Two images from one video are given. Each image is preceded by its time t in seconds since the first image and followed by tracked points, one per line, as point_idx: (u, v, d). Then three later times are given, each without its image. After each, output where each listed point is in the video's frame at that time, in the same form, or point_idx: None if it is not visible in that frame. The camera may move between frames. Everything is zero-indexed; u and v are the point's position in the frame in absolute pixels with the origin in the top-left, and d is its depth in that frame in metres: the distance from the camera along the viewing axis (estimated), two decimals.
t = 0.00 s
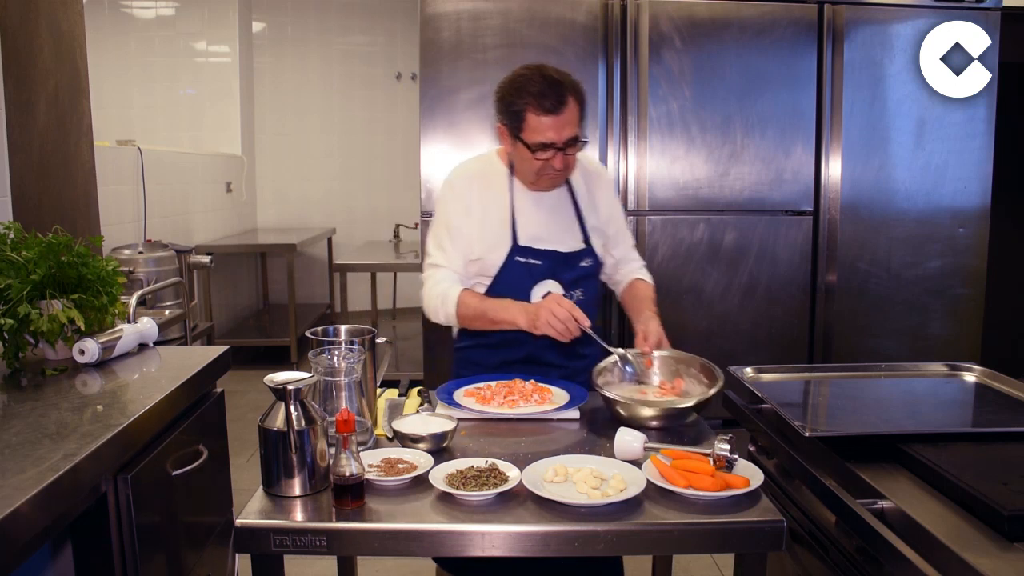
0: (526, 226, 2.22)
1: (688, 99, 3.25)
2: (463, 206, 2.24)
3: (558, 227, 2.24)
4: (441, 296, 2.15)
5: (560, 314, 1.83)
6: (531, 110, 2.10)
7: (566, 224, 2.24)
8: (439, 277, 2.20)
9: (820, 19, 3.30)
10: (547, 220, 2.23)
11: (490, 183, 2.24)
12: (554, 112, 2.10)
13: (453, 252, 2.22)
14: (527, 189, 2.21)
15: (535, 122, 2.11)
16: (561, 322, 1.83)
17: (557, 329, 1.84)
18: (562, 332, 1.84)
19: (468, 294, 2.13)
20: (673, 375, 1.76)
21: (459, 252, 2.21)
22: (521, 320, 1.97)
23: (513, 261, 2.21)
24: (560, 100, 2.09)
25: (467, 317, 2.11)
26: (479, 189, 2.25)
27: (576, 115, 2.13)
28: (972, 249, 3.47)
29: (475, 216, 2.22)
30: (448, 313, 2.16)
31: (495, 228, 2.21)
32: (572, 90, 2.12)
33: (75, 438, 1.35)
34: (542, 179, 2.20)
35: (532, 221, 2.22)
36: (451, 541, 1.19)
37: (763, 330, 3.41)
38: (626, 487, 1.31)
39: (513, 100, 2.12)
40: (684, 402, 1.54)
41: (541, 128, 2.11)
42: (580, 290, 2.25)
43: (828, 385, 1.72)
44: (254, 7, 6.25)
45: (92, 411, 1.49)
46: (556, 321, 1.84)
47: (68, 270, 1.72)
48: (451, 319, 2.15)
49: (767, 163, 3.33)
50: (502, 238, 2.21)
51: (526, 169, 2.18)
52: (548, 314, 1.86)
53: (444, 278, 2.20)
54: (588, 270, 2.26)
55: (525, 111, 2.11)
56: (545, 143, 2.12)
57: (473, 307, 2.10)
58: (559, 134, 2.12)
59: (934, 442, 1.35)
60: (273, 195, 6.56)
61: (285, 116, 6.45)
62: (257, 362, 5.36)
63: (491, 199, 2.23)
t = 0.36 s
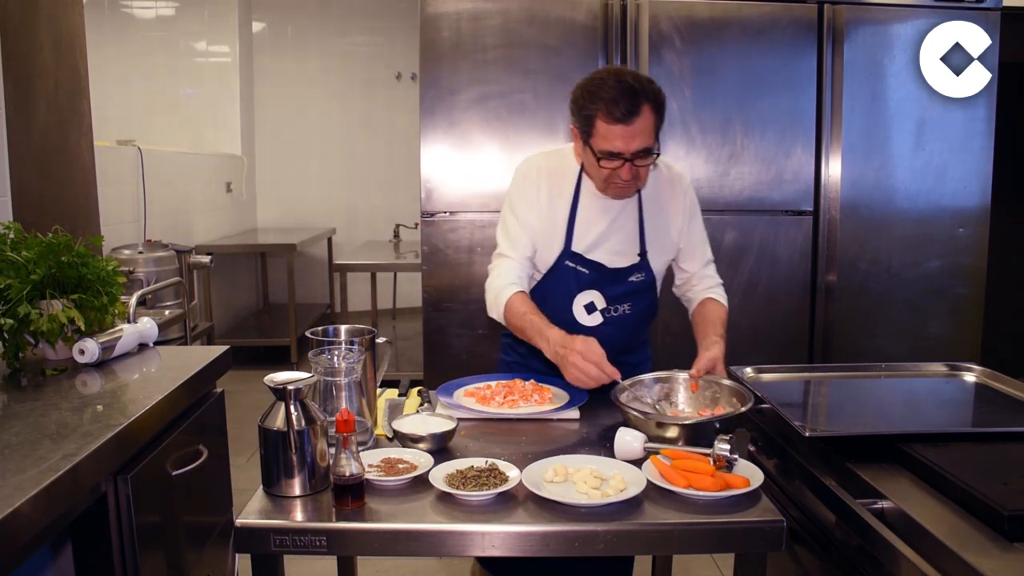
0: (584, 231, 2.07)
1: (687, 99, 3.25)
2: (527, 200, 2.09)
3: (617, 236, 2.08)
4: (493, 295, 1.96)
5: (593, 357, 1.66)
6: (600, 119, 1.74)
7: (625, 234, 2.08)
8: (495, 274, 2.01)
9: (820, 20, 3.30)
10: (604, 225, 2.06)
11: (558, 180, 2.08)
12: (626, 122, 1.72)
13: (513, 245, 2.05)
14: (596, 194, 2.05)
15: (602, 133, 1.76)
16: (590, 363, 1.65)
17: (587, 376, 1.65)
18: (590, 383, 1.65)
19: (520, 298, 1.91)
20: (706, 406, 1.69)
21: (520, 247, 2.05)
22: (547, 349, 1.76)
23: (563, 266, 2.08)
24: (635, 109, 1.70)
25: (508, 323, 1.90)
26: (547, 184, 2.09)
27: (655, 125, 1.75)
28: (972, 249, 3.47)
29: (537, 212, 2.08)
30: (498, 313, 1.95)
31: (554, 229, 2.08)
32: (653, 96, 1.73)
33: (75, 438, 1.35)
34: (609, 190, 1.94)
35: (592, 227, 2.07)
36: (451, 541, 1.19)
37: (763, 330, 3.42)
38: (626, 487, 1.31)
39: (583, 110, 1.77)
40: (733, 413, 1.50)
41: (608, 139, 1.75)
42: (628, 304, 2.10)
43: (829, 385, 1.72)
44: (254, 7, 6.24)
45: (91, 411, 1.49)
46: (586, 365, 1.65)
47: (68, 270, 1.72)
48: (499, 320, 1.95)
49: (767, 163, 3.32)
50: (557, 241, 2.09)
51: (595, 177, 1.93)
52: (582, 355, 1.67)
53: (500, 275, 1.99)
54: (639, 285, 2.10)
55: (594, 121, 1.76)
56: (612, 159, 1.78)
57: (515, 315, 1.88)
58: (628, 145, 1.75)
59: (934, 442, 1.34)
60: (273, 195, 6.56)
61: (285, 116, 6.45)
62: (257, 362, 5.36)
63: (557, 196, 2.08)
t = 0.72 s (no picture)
0: (608, 236, 2.07)
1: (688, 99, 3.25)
2: (557, 199, 2.06)
3: (642, 242, 2.09)
4: (524, 293, 1.88)
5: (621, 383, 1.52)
6: (616, 120, 1.74)
7: (650, 240, 2.09)
8: (526, 272, 1.94)
9: (820, 20, 3.30)
10: (629, 231, 2.06)
11: (587, 181, 2.08)
12: (642, 122, 1.71)
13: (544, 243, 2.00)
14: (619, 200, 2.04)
15: (618, 134, 1.75)
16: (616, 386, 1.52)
17: (610, 400, 1.52)
18: (612, 408, 1.52)
19: (549, 297, 1.83)
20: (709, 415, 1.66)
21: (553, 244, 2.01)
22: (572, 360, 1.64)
23: (585, 270, 2.09)
24: (650, 109, 1.70)
25: (535, 323, 1.81)
26: (576, 184, 2.08)
27: (672, 128, 1.73)
28: (972, 250, 3.47)
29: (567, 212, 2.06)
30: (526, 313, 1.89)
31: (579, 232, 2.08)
32: (672, 98, 1.72)
33: (75, 438, 1.34)
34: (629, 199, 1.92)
35: (615, 232, 2.06)
36: (451, 541, 1.19)
37: (763, 330, 3.42)
38: (626, 487, 1.31)
39: (602, 110, 1.78)
40: (744, 415, 1.48)
41: (624, 140, 1.74)
42: (649, 310, 2.13)
43: (829, 385, 1.72)
44: (254, 7, 6.24)
45: (91, 411, 1.49)
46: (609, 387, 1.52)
47: (68, 270, 1.72)
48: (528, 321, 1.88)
49: (767, 163, 3.32)
50: (580, 244, 2.10)
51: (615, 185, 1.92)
52: (609, 379, 1.53)
53: (533, 270, 1.92)
54: (661, 291, 2.12)
55: (610, 122, 1.76)
56: (628, 161, 1.76)
57: (543, 316, 1.78)
58: (643, 147, 1.73)
59: (934, 442, 1.34)
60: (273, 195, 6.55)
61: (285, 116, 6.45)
62: (257, 362, 5.36)
63: (583, 196, 2.07)
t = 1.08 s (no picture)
0: (624, 243, 2.05)
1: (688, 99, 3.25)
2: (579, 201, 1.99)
3: (655, 248, 2.08)
4: (568, 296, 1.73)
5: (699, 396, 1.41)
6: (630, 128, 1.74)
7: (662, 246, 2.09)
8: (565, 273, 1.80)
9: (820, 20, 3.30)
10: (643, 238, 2.05)
11: (604, 184, 2.04)
12: (655, 131, 1.70)
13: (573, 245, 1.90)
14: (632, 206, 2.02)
15: (631, 142, 1.75)
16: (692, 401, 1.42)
17: (684, 414, 1.42)
18: (684, 422, 1.43)
19: (599, 298, 1.69)
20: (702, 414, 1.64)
21: (583, 244, 1.90)
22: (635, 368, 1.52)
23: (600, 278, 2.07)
24: (665, 118, 1.69)
25: (585, 328, 1.68)
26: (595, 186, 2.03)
27: (686, 137, 1.73)
28: (972, 250, 3.47)
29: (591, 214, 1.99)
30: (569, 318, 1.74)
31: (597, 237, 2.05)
32: (686, 107, 1.71)
33: (75, 439, 1.34)
34: (640, 204, 1.94)
35: (629, 239, 2.05)
36: (451, 541, 1.19)
37: (763, 330, 3.42)
38: (626, 487, 1.31)
39: (615, 117, 1.78)
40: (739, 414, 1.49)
41: (637, 149, 1.75)
42: (660, 315, 2.15)
43: (829, 385, 1.72)
44: (254, 7, 6.24)
45: (91, 411, 1.49)
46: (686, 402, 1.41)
47: (68, 270, 1.72)
48: (572, 328, 1.72)
49: (767, 163, 3.32)
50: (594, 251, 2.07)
51: (626, 189, 1.94)
52: (687, 391, 1.41)
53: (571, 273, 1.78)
54: (673, 295, 2.14)
55: (623, 129, 1.76)
56: (641, 169, 1.77)
57: (594, 319, 1.65)
58: (656, 156, 1.74)
59: (934, 443, 1.34)
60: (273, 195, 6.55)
61: (285, 116, 6.45)
62: (257, 362, 5.36)
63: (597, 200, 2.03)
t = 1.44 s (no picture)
0: (626, 245, 2.05)
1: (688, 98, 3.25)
2: (579, 203, 2.00)
3: (659, 250, 2.08)
4: (568, 302, 1.75)
5: (708, 394, 1.43)
6: (637, 135, 1.74)
7: (665, 248, 2.09)
8: (564, 279, 1.81)
9: (820, 20, 3.30)
10: (647, 240, 2.05)
11: (606, 186, 2.04)
12: (663, 138, 1.70)
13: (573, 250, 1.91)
14: (635, 209, 2.02)
15: (638, 148, 1.75)
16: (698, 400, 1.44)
17: (694, 414, 1.43)
18: (695, 422, 1.43)
19: (599, 305, 1.71)
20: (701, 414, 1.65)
21: (583, 248, 1.91)
22: (639, 377, 1.54)
23: (603, 279, 2.06)
24: (672, 126, 1.69)
25: (586, 335, 1.70)
26: (596, 187, 2.03)
27: (693, 143, 1.73)
28: (972, 249, 3.47)
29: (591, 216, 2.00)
30: (569, 324, 1.76)
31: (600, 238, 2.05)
32: (693, 113, 1.71)
33: (75, 439, 1.34)
34: (646, 207, 1.94)
35: (632, 241, 2.04)
36: (451, 541, 1.19)
37: (763, 330, 3.42)
38: (626, 487, 1.31)
39: (622, 122, 1.77)
40: (740, 415, 1.49)
41: (644, 155, 1.75)
42: (663, 317, 2.15)
43: (829, 385, 1.72)
44: (254, 7, 6.24)
45: (91, 411, 1.49)
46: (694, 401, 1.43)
47: (68, 270, 1.72)
48: (572, 334, 1.75)
49: (767, 163, 3.32)
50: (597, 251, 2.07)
51: (631, 193, 1.94)
52: (695, 390, 1.43)
53: (572, 279, 1.79)
54: (676, 297, 2.14)
55: (630, 135, 1.76)
56: (647, 175, 1.78)
57: (596, 326, 1.67)
58: (663, 163, 1.74)
59: (934, 443, 1.34)
60: (273, 195, 6.55)
61: (285, 116, 6.44)
62: (257, 362, 5.36)
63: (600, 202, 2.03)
